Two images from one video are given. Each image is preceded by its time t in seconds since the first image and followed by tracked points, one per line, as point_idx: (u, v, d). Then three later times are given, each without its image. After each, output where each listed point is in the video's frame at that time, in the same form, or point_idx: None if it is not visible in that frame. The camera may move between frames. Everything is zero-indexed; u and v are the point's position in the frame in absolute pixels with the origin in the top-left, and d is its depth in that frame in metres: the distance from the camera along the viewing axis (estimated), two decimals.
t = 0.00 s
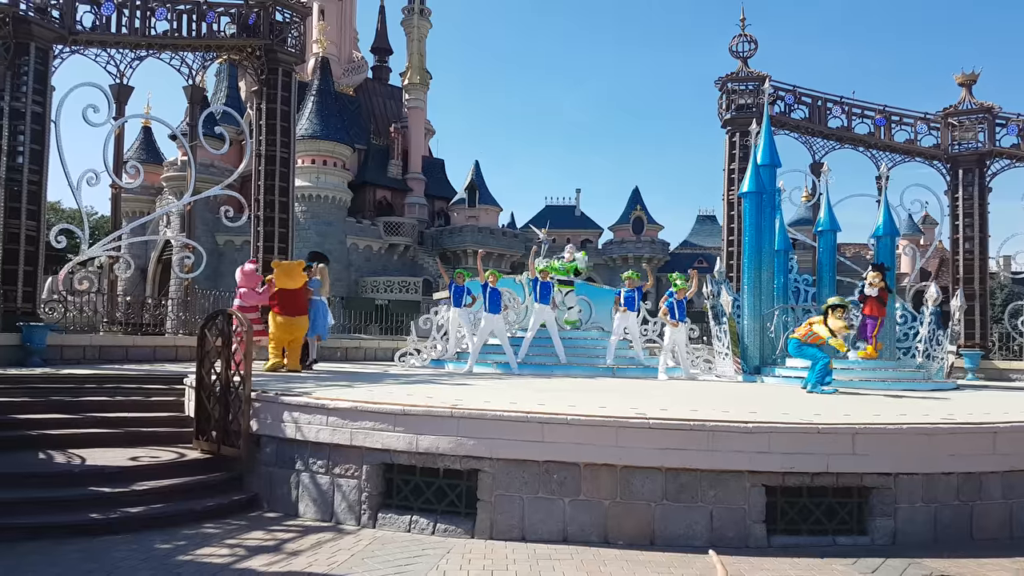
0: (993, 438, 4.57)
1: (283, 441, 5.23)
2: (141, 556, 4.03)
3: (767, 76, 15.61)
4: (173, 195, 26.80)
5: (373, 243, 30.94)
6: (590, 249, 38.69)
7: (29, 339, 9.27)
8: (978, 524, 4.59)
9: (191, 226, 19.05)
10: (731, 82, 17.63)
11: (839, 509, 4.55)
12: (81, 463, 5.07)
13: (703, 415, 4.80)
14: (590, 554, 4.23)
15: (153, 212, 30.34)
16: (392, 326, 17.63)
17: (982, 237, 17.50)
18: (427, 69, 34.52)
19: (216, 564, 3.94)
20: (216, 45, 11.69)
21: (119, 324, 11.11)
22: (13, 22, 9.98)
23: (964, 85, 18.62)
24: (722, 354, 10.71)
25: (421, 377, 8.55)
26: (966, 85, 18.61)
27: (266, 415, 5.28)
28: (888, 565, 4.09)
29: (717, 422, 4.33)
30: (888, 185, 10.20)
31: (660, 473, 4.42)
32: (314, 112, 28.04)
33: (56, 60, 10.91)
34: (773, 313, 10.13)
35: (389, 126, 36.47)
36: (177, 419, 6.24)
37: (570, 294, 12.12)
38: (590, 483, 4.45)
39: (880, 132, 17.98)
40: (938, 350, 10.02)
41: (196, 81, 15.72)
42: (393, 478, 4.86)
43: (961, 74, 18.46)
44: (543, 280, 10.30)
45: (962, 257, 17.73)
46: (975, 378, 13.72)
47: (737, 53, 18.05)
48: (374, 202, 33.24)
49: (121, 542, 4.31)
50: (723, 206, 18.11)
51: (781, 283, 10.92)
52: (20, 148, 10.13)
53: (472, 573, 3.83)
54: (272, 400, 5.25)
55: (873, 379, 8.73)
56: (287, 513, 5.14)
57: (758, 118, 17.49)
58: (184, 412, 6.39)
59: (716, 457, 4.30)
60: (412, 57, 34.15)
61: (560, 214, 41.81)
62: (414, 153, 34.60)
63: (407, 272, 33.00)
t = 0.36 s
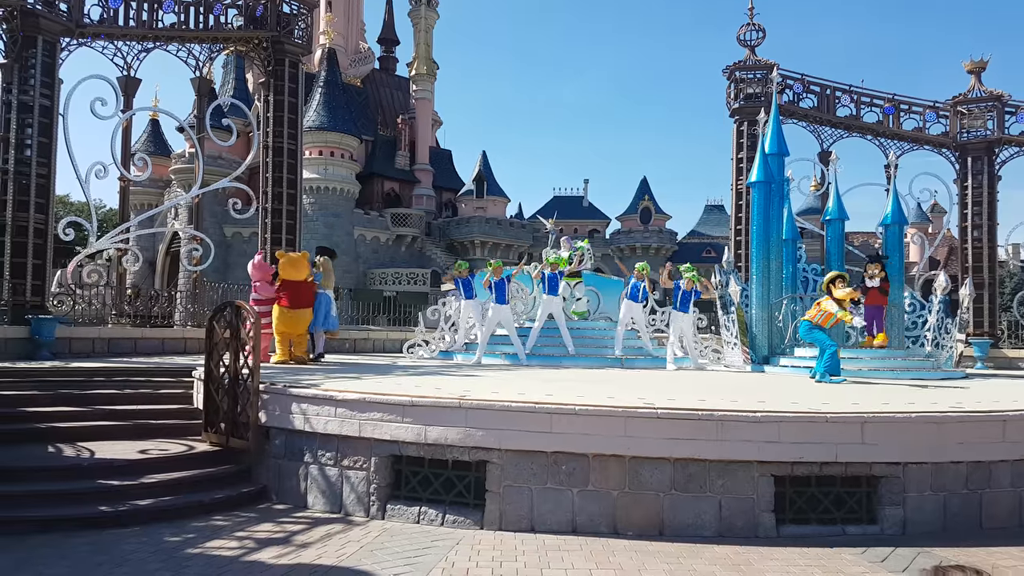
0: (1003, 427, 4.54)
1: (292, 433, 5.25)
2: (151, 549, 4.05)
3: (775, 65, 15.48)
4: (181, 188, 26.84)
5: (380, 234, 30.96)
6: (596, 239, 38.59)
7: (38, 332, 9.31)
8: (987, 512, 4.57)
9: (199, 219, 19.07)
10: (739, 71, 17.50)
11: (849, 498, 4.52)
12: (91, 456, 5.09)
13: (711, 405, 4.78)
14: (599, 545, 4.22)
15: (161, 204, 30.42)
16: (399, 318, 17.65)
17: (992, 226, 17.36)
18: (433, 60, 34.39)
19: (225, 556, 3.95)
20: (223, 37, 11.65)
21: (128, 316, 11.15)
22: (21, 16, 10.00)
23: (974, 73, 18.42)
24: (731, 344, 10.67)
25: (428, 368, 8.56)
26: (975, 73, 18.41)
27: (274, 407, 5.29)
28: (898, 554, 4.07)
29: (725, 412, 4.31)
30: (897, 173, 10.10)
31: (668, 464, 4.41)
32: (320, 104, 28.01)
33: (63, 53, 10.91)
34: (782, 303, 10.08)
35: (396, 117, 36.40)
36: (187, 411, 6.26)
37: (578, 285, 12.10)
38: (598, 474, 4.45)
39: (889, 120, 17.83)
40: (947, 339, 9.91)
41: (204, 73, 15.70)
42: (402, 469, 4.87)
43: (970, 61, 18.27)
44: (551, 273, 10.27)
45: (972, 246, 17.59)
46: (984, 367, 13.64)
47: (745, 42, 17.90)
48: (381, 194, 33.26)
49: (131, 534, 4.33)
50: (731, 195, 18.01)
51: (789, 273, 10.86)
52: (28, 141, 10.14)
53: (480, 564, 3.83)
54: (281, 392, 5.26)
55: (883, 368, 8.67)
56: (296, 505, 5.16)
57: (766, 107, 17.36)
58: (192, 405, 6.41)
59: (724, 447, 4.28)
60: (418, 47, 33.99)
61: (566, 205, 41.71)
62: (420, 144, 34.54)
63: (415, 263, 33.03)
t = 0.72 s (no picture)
0: (998, 421, 4.55)
1: (290, 433, 5.24)
2: (148, 552, 4.04)
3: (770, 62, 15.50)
4: (176, 188, 26.77)
5: (377, 234, 30.93)
6: (593, 238, 38.63)
7: (34, 335, 9.27)
8: (984, 506, 4.58)
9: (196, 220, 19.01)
10: (734, 69, 17.52)
11: (847, 494, 4.52)
12: (88, 459, 5.08)
13: (708, 402, 4.78)
14: (598, 544, 4.22)
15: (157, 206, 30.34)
16: (397, 317, 17.65)
17: (986, 221, 17.41)
18: (429, 59, 34.36)
19: (224, 558, 3.95)
20: (218, 37, 11.63)
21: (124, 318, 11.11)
22: (15, 17, 9.95)
23: (967, 69, 18.46)
24: (728, 342, 10.71)
25: (425, 367, 8.56)
26: (968, 69, 18.45)
27: (272, 408, 5.29)
28: (896, 549, 4.08)
29: (723, 409, 4.31)
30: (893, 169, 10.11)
31: (666, 461, 4.41)
32: (316, 104, 27.96)
33: (58, 55, 10.87)
34: (779, 300, 10.12)
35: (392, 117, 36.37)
36: (184, 413, 6.25)
37: (574, 284, 12.11)
38: (597, 472, 4.45)
39: (883, 117, 17.87)
40: (943, 334, 9.92)
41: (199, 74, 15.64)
42: (400, 469, 4.86)
43: (964, 57, 18.32)
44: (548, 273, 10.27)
45: (967, 241, 17.64)
46: (980, 362, 13.68)
47: (740, 39, 17.92)
48: (378, 194, 33.23)
49: (129, 537, 4.32)
50: (727, 192, 18.02)
51: (786, 269, 10.89)
52: (24, 143, 10.10)
53: (480, 563, 3.83)
54: (278, 393, 5.25)
55: (878, 363, 8.71)
56: (295, 506, 5.16)
57: (761, 104, 17.38)
58: (189, 407, 6.40)
59: (722, 444, 4.29)
60: (414, 46, 33.95)
61: (563, 203, 41.73)
62: (417, 144, 34.53)
63: (414, 263, 33.05)
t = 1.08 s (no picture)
0: (996, 423, 4.56)
1: (287, 438, 5.23)
2: (145, 557, 4.03)
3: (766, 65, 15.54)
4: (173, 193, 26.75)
5: (374, 237, 30.91)
6: (590, 240, 38.66)
7: (31, 340, 9.25)
8: (983, 508, 4.58)
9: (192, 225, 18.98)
10: (729, 72, 17.58)
11: (844, 496, 4.52)
12: (84, 464, 5.06)
13: (706, 405, 4.78)
14: (596, 547, 4.21)
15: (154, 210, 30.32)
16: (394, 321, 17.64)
17: (982, 222, 17.46)
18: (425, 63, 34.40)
19: (221, 563, 3.94)
20: (213, 42, 11.62)
21: (121, 322, 11.10)
22: (11, 23, 9.95)
23: (962, 71, 18.53)
24: (724, 344, 10.68)
25: (421, 371, 8.54)
26: (963, 71, 18.52)
27: (268, 412, 5.27)
28: (893, 552, 4.08)
29: (720, 411, 4.32)
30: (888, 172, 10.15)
31: (664, 465, 4.41)
32: (313, 108, 27.94)
33: (55, 60, 10.86)
34: (775, 301, 10.15)
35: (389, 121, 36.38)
36: (180, 417, 6.23)
37: (570, 287, 12.10)
38: (594, 475, 4.44)
39: (878, 119, 17.92)
40: (940, 335, 9.92)
41: (196, 78, 15.64)
42: (397, 473, 4.85)
43: (958, 59, 18.38)
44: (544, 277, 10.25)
45: (962, 242, 17.71)
46: (977, 364, 13.70)
47: (735, 42, 17.97)
48: (374, 197, 33.22)
49: (125, 542, 4.31)
50: (723, 194, 18.05)
51: (782, 271, 10.90)
52: (20, 149, 10.09)
53: (477, 568, 3.83)
54: (275, 397, 5.24)
55: (874, 365, 8.72)
56: (291, 510, 5.14)
57: (757, 106, 17.42)
58: (186, 411, 6.38)
59: (720, 447, 4.29)
60: (410, 51, 33.97)
61: (559, 206, 41.75)
62: (413, 148, 34.55)
63: (409, 266, 33.06)
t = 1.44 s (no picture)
0: (996, 423, 4.56)
1: (287, 438, 5.24)
2: (146, 557, 4.04)
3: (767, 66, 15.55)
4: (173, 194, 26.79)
5: (374, 238, 30.91)
6: (590, 241, 38.70)
7: (31, 340, 9.26)
8: (982, 509, 4.59)
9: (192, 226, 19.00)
10: (729, 73, 17.59)
11: (844, 496, 4.53)
12: (84, 465, 5.07)
13: (706, 405, 4.78)
14: (596, 547, 4.22)
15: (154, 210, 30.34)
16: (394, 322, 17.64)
17: (983, 223, 17.47)
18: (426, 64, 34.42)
19: (222, 562, 3.95)
20: (214, 42, 11.63)
21: (121, 323, 11.10)
22: (11, 23, 9.96)
23: (963, 72, 18.54)
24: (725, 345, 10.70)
25: (422, 372, 8.54)
26: (964, 72, 18.53)
27: (269, 412, 5.29)
28: (893, 552, 4.09)
29: (720, 412, 4.32)
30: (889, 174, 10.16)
31: (664, 465, 4.42)
32: (313, 109, 27.95)
33: (55, 60, 10.88)
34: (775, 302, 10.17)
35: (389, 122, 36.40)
36: (180, 418, 6.24)
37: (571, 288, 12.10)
38: (595, 475, 4.45)
39: (879, 120, 17.92)
40: (940, 336, 9.95)
41: (196, 79, 15.66)
42: (398, 473, 4.86)
43: (959, 60, 18.39)
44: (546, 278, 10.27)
45: (963, 244, 17.74)
46: (977, 365, 13.70)
47: (735, 43, 17.98)
48: (375, 198, 33.22)
49: (126, 543, 4.32)
50: (724, 196, 18.06)
51: (782, 272, 10.91)
52: (20, 149, 10.11)
53: (477, 568, 3.83)
54: (275, 398, 5.25)
55: (874, 366, 8.73)
56: (292, 510, 5.15)
57: (757, 107, 17.44)
58: (186, 412, 6.38)
59: (720, 447, 4.30)
60: (410, 51, 33.99)
61: (560, 207, 41.76)
62: (414, 148, 34.57)
63: (410, 267, 33.06)
